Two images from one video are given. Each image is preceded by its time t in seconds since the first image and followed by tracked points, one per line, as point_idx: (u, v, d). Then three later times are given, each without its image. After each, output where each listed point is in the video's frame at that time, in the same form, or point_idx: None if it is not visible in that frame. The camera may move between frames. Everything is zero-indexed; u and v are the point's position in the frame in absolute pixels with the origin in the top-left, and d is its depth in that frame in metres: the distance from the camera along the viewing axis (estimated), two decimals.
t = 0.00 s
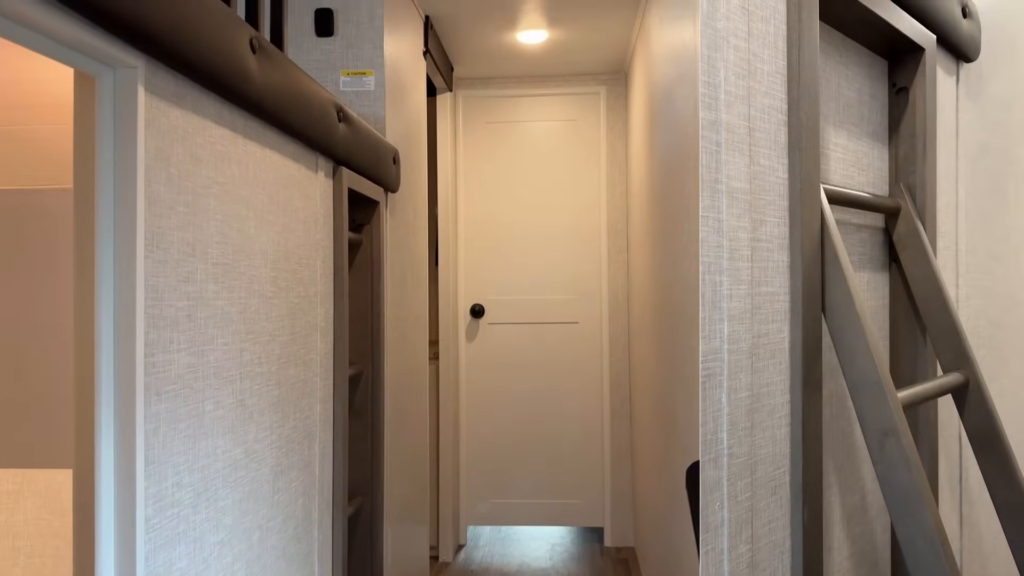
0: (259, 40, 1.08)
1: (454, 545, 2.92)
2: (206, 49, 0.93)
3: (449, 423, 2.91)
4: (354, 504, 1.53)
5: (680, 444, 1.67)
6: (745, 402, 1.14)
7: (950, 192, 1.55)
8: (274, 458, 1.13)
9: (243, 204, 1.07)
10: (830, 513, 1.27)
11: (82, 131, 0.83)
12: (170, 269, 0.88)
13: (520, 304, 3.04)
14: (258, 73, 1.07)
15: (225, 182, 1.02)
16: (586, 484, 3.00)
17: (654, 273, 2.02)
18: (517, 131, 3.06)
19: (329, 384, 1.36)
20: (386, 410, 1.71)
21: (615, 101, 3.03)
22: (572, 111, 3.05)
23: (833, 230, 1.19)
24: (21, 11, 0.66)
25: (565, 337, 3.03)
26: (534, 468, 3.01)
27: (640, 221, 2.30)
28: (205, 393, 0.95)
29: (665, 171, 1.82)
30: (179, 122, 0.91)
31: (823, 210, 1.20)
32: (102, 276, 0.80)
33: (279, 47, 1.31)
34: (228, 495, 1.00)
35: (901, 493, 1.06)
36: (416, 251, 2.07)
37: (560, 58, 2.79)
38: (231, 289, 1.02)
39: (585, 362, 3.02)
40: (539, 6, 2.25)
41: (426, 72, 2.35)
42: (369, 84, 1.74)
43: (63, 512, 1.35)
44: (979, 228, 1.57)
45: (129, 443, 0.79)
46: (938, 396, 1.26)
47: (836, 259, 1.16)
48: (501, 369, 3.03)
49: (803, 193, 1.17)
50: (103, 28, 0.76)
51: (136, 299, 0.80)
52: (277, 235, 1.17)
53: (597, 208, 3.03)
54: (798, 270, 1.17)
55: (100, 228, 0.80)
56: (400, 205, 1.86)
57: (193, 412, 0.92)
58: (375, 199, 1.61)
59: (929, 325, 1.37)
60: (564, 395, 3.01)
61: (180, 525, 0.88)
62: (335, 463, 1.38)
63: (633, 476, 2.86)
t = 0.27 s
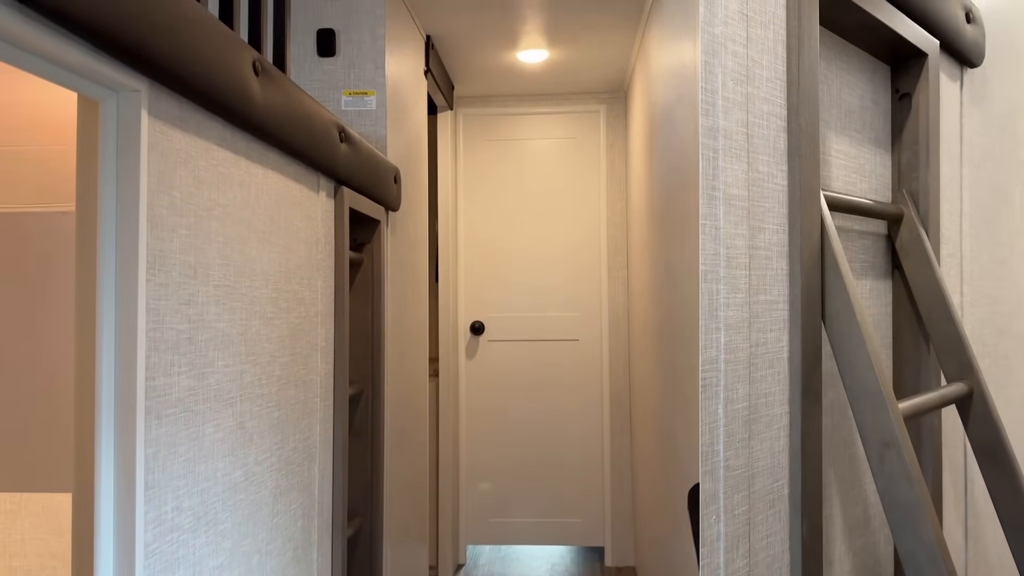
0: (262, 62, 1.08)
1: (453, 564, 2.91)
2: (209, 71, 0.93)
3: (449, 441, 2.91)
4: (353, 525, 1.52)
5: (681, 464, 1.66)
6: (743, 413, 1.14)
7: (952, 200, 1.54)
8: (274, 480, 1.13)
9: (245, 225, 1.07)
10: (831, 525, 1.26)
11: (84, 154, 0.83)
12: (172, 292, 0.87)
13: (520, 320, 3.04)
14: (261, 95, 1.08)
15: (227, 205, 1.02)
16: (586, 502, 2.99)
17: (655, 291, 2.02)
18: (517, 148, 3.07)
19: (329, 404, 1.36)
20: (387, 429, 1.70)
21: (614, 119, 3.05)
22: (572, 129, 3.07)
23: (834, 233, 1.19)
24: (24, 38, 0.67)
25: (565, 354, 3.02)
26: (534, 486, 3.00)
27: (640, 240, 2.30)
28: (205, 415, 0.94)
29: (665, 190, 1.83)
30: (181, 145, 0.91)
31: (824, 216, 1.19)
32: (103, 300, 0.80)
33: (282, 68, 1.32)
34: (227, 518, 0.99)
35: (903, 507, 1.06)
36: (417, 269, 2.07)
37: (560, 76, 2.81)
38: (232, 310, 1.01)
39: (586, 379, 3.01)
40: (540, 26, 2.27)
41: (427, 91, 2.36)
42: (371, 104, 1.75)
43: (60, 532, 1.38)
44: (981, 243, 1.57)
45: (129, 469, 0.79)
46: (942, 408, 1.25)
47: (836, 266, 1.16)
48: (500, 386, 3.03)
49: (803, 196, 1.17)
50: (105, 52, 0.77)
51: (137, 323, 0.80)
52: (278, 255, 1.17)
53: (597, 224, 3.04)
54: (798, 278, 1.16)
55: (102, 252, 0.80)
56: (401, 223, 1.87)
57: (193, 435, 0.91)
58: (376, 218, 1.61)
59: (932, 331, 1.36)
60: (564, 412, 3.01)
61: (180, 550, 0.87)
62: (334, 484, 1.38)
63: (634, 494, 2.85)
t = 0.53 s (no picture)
0: (263, 80, 1.09)
1: None
2: (211, 91, 0.93)
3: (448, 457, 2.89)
4: (351, 543, 1.51)
5: (681, 482, 1.65)
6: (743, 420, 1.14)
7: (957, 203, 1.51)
8: (272, 499, 1.12)
9: (245, 243, 1.07)
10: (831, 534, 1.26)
11: (85, 174, 0.83)
12: (171, 311, 0.87)
13: (520, 335, 3.03)
14: (263, 113, 1.08)
15: (228, 223, 1.02)
16: (586, 519, 2.97)
17: (655, 308, 2.02)
18: (516, 163, 3.08)
19: (328, 421, 1.35)
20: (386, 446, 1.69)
21: (614, 135, 3.06)
22: (572, 145, 3.08)
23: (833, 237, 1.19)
24: (27, 59, 0.67)
25: (565, 369, 3.01)
26: (533, 503, 2.98)
27: (640, 257, 2.31)
28: (204, 434, 0.94)
29: (665, 207, 1.83)
30: (182, 164, 0.92)
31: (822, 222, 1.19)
32: (103, 321, 0.79)
33: (283, 87, 1.33)
34: (225, 539, 0.98)
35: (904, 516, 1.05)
36: (417, 284, 2.07)
37: (560, 93, 2.82)
38: (231, 329, 1.01)
39: (585, 395, 3.00)
40: (540, 44, 2.29)
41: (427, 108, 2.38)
42: (371, 121, 1.76)
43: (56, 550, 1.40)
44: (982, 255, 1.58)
45: (127, 491, 0.78)
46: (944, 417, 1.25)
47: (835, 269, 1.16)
48: (500, 401, 3.01)
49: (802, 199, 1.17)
50: (107, 72, 0.77)
51: (137, 343, 0.80)
52: (278, 273, 1.17)
53: (597, 239, 3.04)
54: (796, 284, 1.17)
55: (103, 273, 0.80)
56: (401, 240, 1.87)
57: (191, 454, 0.91)
58: (376, 235, 1.61)
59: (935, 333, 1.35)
60: (563, 428, 2.99)
61: (177, 571, 0.86)
62: (333, 503, 1.37)
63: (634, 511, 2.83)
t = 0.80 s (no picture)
0: (265, 97, 1.09)
1: None
2: (212, 109, 0.94)
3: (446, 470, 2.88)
4: (349, 559, 1.50)
5: (681, 498, 1.65)
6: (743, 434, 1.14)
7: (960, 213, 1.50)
8: (270, 515, 1.11)
9: (246, 259, 1.07)
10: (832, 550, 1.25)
11: (87, 191, 0.83)
12: (171, 328, 0.87)
13: (519, 348, 3.03)
14: (265, 130, 1.08)
15: (229, 239, 1.02)
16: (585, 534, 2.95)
17: (654, 323, 2.02)
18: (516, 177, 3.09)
19: (326, 437, 1.35)
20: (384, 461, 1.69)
21: (614, 149, 3.07)
22: (572, 159, 3.09)
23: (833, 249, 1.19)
24: (30, 77, 0.67)
25: (565, 383, 3.01)
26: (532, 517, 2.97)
27: (640, 271, 2.31)
28: (203, 451, 0.93)
29: (665, 222, 1.83)
30: (184, 181, 0.92)
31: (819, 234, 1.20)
32: (103, 339, 0.79)
33: (285, 103, 1.33)
34: (223, 556, 0.97)
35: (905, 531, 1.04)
36: (416, 298, 2.07)
37: (560, 107, 2.83)
38: (231, 346, 1.01)
39: (585, 408, 2.99)
40: (540, 59, 2.30)
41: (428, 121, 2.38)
42: (372, 136, 1.76)
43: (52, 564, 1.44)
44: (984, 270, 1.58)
45: (125, 510, 0.78)
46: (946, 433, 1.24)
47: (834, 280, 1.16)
48: (499, 415, 3.00)
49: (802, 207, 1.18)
50: (109, 90, 0.77)
51: (137, 362, 0.80)
52: (278, 289, 1.17)
53: (597, 253, 3.05)
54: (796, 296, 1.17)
55: (103, 291, 0.80)
56: (401, 254, 1.87)
57: (190, 471, 0.90)
58: (376, 250, 1.61)
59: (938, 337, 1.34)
60: (562, 441, 2.98)
61: None
62: (331, 519, 1.36)
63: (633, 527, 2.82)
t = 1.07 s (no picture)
0: (268, 107, 1.09)
1: None
2: (216, 119, 0.94)
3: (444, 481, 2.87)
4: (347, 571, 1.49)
5: (681, 511, 1.64)
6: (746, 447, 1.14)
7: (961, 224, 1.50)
8: (270, 527, 1.11)
9: (248, 270, 1.07)
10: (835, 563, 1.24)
11: (91, 201, 0.83)
12: (173, 339, 0.87)
13: (518, 358, 3.02)
14: (268, 140, 1.08)
15: (231, 250, 1.02)
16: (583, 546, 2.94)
17: (654, 334, 2.01)
18: (516, 187, 3.09)
19: (326, 448, 1.34)
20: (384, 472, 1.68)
21: (614, 160, 3.08)
22: (572, 169, 3.10)
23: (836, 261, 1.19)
24: (35, 87, 0.67)
25: (564, 393, 3.00)
26: (530, 528, 2.95)
27: (640, 282, 2.31)
28: (203, 463, 0.93)
29: (666, 233, 1.84)
30: (188, 191, 0.92)
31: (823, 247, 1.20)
32: (105, 350, 0.79)
33: (288, 113, 1.34)
34: (223, 569, 0.97)
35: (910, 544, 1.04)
36: (416, 308, 2.07)
37: (561, 118, 2.84)
38: (232, 356, 1.00)
39: (584, 419, 2.99)
40: (541, 70, 2.31)
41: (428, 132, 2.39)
42: (374, 146, 1.77)
43: None
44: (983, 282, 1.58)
45: (125, 523, 0.77)
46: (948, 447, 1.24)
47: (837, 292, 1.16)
48: (498, 425, 3.00)
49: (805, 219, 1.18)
50: (115, 101, 0.77)
51: (138, 373, 0.79)
52: (280, 299, 1.17)
53: (597, 263, 3.05)
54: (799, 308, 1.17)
55: (106, 302, 0.80)
56: (402, 264, 1.87)
57: (191, 483, 0.90)
58: (377, 260, 1.61)
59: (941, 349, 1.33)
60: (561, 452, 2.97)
61: None
62: (330, 531, 1.35)
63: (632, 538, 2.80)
